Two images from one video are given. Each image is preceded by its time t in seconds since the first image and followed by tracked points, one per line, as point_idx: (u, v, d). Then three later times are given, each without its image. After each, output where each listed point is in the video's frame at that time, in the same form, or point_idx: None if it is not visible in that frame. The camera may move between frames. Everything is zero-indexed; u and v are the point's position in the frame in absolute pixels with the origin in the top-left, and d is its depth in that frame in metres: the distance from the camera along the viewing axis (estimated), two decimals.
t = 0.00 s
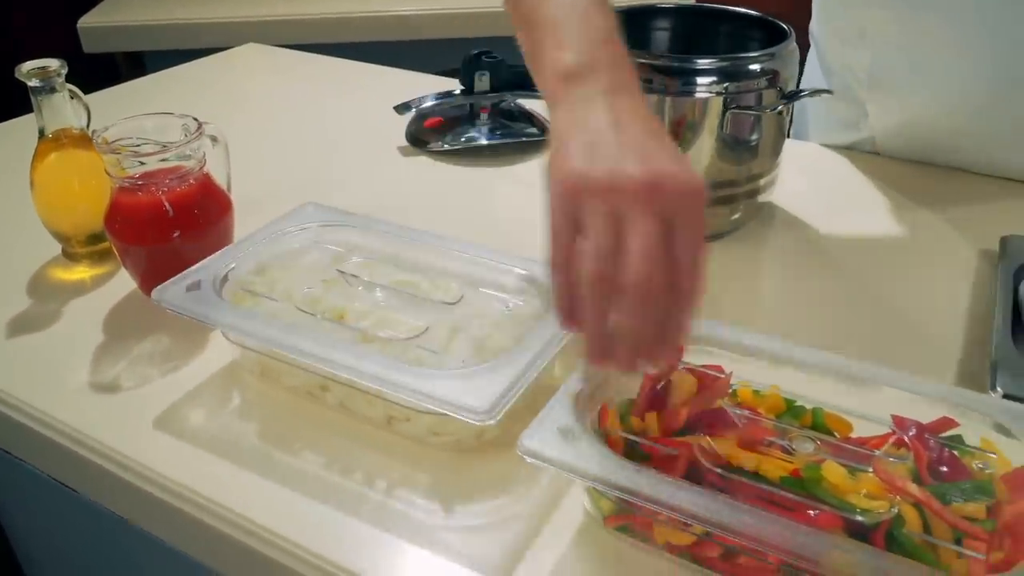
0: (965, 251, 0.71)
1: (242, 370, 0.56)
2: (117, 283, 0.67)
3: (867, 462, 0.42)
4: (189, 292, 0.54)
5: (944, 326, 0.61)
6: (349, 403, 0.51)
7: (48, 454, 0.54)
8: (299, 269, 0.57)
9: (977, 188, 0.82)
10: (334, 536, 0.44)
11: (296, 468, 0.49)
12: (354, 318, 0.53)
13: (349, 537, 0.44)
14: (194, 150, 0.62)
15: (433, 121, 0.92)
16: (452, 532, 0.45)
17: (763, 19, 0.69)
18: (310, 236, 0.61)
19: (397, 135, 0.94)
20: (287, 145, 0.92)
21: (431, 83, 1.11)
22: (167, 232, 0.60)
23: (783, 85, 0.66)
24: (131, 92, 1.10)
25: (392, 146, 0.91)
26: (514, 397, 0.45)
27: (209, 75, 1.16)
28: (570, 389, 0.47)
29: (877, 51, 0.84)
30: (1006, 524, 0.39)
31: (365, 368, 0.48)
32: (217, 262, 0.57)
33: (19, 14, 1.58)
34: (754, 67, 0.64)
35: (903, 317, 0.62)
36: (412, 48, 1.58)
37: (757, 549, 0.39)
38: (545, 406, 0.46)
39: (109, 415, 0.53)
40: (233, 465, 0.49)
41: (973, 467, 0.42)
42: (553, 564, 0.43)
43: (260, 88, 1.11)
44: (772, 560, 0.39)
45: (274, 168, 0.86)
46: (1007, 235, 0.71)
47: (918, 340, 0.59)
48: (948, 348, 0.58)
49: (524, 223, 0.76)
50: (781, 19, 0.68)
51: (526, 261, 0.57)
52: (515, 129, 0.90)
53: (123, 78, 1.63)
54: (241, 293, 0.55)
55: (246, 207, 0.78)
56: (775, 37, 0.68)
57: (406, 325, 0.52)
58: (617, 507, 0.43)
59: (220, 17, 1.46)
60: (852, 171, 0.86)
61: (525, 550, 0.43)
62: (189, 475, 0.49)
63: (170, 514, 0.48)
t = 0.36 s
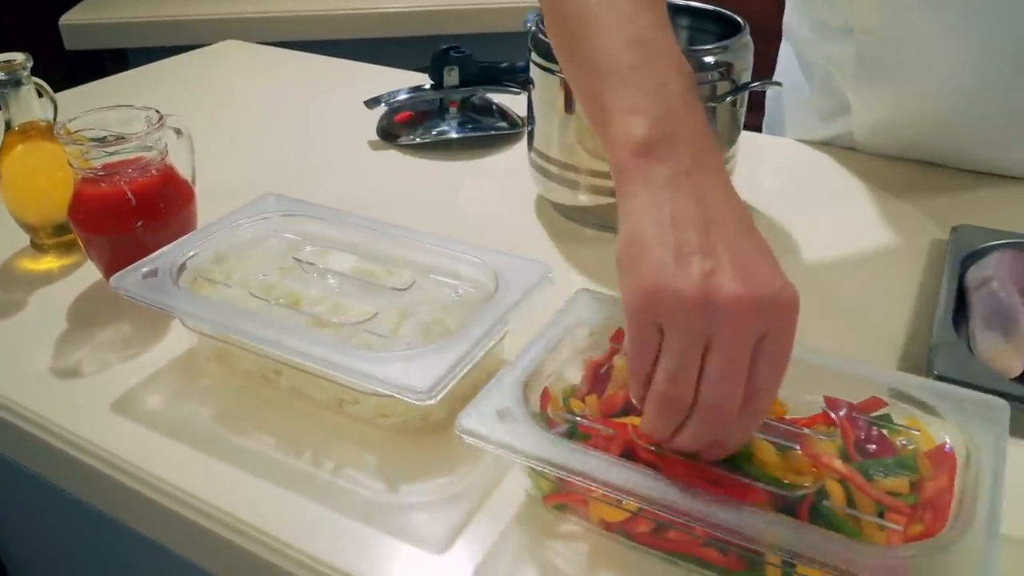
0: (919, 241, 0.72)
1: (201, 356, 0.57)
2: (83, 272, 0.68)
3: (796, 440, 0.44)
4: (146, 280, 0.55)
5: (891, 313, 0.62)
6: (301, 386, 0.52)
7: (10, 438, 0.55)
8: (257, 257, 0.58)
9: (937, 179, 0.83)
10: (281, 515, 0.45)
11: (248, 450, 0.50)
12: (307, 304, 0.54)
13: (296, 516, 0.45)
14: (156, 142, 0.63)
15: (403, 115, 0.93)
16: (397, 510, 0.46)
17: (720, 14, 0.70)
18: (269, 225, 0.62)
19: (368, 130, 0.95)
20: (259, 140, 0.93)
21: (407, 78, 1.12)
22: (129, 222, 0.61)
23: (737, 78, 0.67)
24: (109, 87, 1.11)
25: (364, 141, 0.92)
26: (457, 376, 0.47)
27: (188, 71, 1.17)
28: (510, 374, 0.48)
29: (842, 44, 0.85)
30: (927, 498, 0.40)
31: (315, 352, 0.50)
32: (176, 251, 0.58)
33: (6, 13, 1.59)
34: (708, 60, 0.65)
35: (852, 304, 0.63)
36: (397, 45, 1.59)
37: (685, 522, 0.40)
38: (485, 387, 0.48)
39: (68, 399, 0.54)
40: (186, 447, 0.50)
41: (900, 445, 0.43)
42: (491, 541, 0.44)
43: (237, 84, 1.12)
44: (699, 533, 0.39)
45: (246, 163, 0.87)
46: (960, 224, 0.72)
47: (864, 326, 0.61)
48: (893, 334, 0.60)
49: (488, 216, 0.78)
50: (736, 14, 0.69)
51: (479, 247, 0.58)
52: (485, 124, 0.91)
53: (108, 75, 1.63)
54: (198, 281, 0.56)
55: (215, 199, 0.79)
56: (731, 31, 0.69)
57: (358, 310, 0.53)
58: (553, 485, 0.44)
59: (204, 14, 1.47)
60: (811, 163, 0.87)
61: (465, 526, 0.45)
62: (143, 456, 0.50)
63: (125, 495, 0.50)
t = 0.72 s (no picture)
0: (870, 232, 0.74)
1: (158, 342, 0.59)
2: (47, 262, 0.69)
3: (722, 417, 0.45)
4: (102, 268, 0.56)
5: (835, 301, 0.64)
6: (252, 371, 0.54)
7: None
8: (213, 245, 0.60)
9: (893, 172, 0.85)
10: (228, 493, 0.47)
11: (199, 432, 0.51)
12: (260, 291, 0.55)
13: (243, 494, 0.47)
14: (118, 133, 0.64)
15: (373, 110, 0.94)
16: (340, 489, 0.47)
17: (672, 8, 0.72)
18: (229, 214, 0.63)
19: (338, 125, 0.97)
20: (230, 135, 0.94)
21: (380, 74, 1.13)
22: (91, 211, 0.63)
23: (688, 70, 0.70)
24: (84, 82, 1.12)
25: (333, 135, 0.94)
26: (399, 358, 0.48)
27: (165, 67, 1.18)
28: (456, 358, 0.50)
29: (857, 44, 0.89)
30: (841, 475, 0.42)
31: (266, 336, 0.51)
32: (134, 239, 0.59)
33: None
34: (661, 53, 0.67)
35: (799, 293, 0.65)
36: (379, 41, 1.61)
37: (610, 494, 0.42)
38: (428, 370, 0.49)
39: (26, 383, 0.56)
40: (139, 428, 0.52)
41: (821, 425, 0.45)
42: (430, 517, 0.45)
43: (213, 79, 1.13)
44: (623, 504, 0.42)
45: (216, 156, 0.89)
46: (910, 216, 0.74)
47: (806, 313, 0.62)
48: (835, 321, 0.61)
49: (451, 209, 0.79)
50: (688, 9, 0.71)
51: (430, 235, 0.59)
52: (452, 119, 0.92)
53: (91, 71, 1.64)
54: (155, 269, 0.57)
55: (183, 192, 0.81)
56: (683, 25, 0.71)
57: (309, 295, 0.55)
58: (488, 460, 0.46)
59: (186, 11, 1.48)
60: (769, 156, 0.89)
61: (405, 501, 0.46)
62: (96, 437, 0.51)
63: (79, 475, 0.51)
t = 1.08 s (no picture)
0: (821, 221, 0.76)
1: (117, 325, 0.60)
2: (13, 250, 0.70)
3: (652, 394, 0.47)
4: (61, 253, 0.58)
5: (781, 288, 0.66)
6: (207, 351, 0.55)
7: None
8: (172, 231, 0.61)
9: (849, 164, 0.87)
10: (176, 468, 0.48)
11: (152, 410, 0.53)
12: (215, 274, 0.57)
13: (191, 468, 0.48)
14: (81, 122, 0.66)
15: (342, 103, 0.95)
16: (287, 464, 0.49)
17: (627, 1, 0.74)
18: (189, 201, 0.65)
19: (309, 118, 0.98)
20: (203, 127, 0.96)
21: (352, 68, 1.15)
22: (54, 198, 0.64)
23: (639, 62, 0.71)
24: (60, 76, 1.13)
25: (303, 128, 0.95)
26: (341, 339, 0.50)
27: (141, 62, 1.19)
28: (398, 337, 0.52)
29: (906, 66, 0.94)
30: (761, 449, 0.44)
31: (216, 317, 0.52)
32: (94, 225, 0.61)
33: None
34: (614, 45, 0.69)
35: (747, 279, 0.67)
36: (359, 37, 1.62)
37: (539, 465, 0.43)
38: (372, 350, 0.51)
39: None
40: (93, 406, 0.53)
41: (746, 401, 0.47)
42: (369, 490, 0.47)
43: (189, 73, 1.15)
44: (551, 475, 0.43)
45: (187, 148, 0.90)
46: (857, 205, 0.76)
47: (752, 299, 0.64)
48: (779, 306, 0.63)
49: (415, 199, 0.81)
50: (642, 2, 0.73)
51: (382, 221, 0.61)
52: (420, 112, 0.94)
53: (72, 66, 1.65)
54: (113, 253, 0.59)
55: (152, 182, 0.82)
56: (637, 18, 0.73)
57: (262, 278, 0.56)
58: (426, 434, 0.47)
59: (166, 7, 1.50)
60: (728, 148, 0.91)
61: (346, 474, 0.48)
62: (51, 413, 0.53)
63: (34, 453, 0.52)
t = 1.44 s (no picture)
0: (774, 211, 0.78)
1: (78, 313, 0.62)
2: None
3: (591, 374, 0.48)
4: (22, 241, 0.59)
5: (730, 274, 0.67)
6: (164, 337, 0.56)
7: None
8: (132, 220, 0.63)
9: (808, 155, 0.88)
10: (129, 447, 0.50)
11: (108, 393, 0.54)
12: (173, 262, 0.58)
13: (144, 448, 0.50)
14: (45, 115, 0.67)
15: (313, 97, 0.96)
16: (237, 444, 0.50)
17: None
18: (151, 192, 0.66)
19: (280, 112, 1.00)
20: (175, 123, 0.97)
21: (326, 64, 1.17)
22: (18, 189, 0.65)
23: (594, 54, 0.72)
24: (35, 72, 1.14)
25: (273, 122, 0.97)
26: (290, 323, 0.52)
27: (117, 59, 1.20)
28: (345, 320, 0.53)
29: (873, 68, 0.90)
30: (692, 426, 0.45)
31: (169, 301, 0.54)
32: (56, 214, 0.62)
33: None
34: (570, 38, 0.71)
35: (698, 267, 0.68)
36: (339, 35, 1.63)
37: (475, 443, 0.44)
38: (322, 334, 0.52)
39: None
40: (52, 389, 0.54)
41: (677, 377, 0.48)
42: (316, 467, 0.49)
43: (164, 70, 1.16)
44: (488, 452, 0.44)
45: (157, 142, 0.91)
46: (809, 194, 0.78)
47: (701, 286, 0.66)
48: (726, 292, 0.65)
49: (381, 192, 0.82)
50: None
51: (337, 210, 0.63)
52: (388, 106, 0.95)
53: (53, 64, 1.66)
54: (74, 242, 0.60)
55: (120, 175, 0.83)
56: (594, 11, 0.75)
57: (217, 265, 0.57)
58: (371, 413, 0.48)
59: (146, 5, 1.51)
60: (690, 141, 0.93)
61: (294, 453, 0.49)
62: (9, 396, 0.54)
63: None
